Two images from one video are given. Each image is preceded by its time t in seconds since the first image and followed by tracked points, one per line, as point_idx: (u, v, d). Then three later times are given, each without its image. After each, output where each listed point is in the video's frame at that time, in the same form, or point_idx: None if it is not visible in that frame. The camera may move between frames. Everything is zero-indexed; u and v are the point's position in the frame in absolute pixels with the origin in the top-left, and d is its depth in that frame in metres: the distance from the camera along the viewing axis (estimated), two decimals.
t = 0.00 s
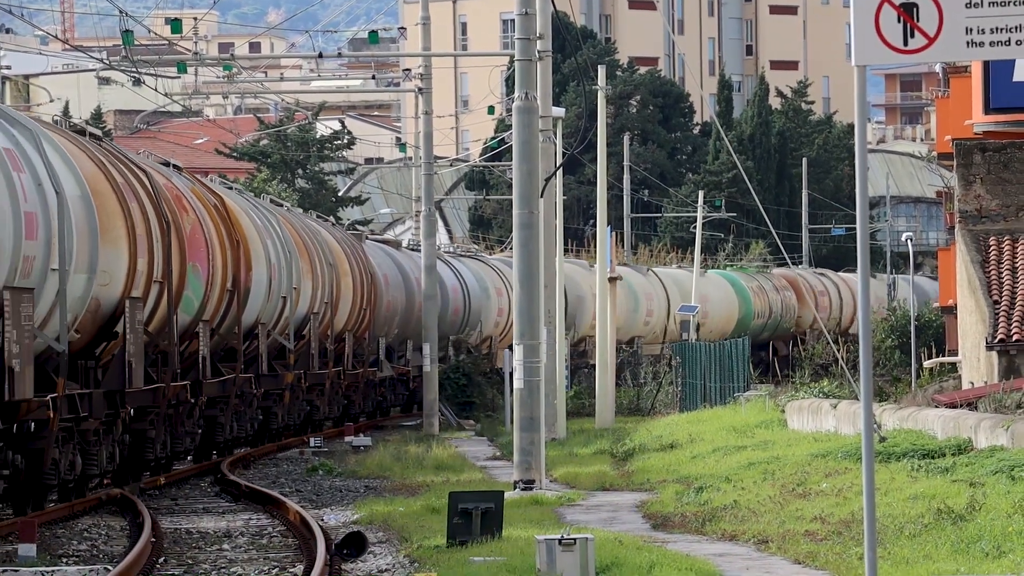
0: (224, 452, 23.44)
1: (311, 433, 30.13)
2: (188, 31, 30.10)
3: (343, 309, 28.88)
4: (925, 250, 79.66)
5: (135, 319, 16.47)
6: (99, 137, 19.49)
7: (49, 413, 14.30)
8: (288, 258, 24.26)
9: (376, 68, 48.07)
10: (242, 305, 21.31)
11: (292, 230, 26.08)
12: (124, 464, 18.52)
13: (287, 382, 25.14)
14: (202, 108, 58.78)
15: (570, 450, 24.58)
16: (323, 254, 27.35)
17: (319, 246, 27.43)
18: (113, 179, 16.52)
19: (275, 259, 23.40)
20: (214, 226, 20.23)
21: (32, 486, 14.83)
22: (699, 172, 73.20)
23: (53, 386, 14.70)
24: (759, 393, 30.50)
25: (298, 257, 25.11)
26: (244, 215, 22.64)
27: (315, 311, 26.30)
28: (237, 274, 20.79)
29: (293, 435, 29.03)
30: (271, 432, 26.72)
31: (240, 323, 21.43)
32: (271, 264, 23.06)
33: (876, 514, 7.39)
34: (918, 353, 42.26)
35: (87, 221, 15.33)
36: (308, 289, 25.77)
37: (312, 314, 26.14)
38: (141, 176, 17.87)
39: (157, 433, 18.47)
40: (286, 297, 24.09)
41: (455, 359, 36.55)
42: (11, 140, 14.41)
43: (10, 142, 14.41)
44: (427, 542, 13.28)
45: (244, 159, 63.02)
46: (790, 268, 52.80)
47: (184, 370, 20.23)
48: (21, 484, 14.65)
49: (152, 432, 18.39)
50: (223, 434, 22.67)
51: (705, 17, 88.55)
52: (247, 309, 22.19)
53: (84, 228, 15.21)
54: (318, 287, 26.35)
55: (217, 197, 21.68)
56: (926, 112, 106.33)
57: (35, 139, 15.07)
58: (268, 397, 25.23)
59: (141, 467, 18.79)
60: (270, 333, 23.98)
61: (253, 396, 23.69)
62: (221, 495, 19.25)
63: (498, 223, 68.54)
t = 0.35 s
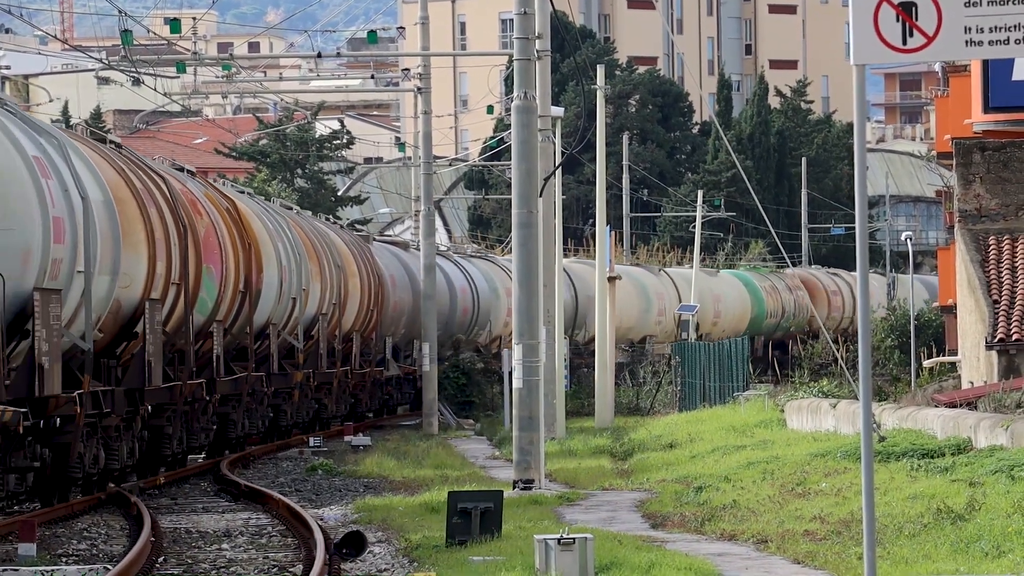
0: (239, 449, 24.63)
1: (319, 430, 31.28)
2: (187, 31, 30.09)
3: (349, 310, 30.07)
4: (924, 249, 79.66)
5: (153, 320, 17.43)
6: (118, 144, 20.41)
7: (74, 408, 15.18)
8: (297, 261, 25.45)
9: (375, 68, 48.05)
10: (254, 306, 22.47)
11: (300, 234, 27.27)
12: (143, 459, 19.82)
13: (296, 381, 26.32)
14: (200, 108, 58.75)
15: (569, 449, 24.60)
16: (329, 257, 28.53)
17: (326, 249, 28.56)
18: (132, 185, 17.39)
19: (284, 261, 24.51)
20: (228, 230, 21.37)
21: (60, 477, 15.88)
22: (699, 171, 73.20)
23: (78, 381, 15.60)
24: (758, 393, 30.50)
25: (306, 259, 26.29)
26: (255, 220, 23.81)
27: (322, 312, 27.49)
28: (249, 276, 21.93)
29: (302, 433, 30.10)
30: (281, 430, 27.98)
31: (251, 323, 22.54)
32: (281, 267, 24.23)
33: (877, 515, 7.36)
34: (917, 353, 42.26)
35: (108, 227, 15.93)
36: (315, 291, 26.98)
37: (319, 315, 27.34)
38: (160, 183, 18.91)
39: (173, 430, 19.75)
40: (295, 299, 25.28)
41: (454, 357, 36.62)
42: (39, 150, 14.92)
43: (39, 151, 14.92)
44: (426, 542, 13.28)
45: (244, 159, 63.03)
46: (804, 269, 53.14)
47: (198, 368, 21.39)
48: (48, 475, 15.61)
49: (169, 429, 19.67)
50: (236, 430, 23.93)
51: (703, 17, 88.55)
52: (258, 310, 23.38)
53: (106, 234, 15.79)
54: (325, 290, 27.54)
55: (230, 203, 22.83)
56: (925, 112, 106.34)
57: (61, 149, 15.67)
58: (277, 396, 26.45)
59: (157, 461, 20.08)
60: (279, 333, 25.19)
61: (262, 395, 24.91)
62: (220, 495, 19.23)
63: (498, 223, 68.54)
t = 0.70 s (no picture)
0: (257, 447, 25.38)
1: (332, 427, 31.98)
2: (192, 29, 30.12)
3: (361, 309, 30.84)
4: (929, 248, 79.59)
5: (174, 318, 18.16)
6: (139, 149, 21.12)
7: (102, 403, 15.85)
8: (310, 261, 26.21)
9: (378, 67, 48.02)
10: (268, 306, 23.25)
11: (314, 235, 28.02)
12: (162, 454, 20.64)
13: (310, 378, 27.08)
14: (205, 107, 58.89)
15: (573, 448, 24.52)
16: (342, 258, 29.30)
17: (338, 249, 29.33)
18: (155, 189, 18.07)
19: (297, 262, 25.29)
20: (244, 232, 22.15)
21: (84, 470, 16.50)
22: (703, 170, 73.18)
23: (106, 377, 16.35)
24: (761, 392, 30.49)
25: (318, 259, 27.06)
26: (269, 222, 24.58)
27: (334, 312, 28.26)
28: (264, 277, 22.70)
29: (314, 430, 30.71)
30: (296, 426, 28.76)
31: (267, 322, 23.34)
32: (295, 267, 25.00)
33: (878, 518, 7.34)
34: (921, 352, 42.23)
35: (133, 231, 16.54)
36: (327, 292, 27.73)
37: (332, 314, 28.10)
38: (179, 187, 19.64)
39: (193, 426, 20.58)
40: (308, 299, 26.07)
41: (459, 355, 36.59)
42: (70, 156, 15.53)
43: (70, 158, 15.53)
44: (430, 541, 13.28)
45: (248, 157, 63.11)
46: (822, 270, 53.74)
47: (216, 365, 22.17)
48: (76, 468, 16.29)
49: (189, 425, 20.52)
50: (253, 426, 24.74)
51: (709, 16, 88.58)
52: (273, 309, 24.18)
53: (132, 237, 16.42)
54: (337, 290, 28.30)
55: (245, 205, 23.60)
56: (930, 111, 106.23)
57: (91, 156, 16.33)
58: (291, 393, 27.21)
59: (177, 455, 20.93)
60: (293, 332, 25.97)
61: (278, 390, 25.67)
62: (224, 493, 19.22)
63: (502, 222, 68.59)
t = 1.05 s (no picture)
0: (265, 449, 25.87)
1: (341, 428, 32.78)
2: (194, 33, 30.15)
3: (371, 313, 31.68)
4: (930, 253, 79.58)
5: (191, 322, 19.10)
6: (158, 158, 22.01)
7: (125, 405, 16.88)
8: (320, 268, 27.09)
9: (379, 70, 48.05)
10: (279, 310, 24.16)
11: (324, 241, 28.91)
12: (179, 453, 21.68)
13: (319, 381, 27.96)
14: (207, 111, 58.94)
15: (574, 452, 24.50)
16: (352, 263, 30.16)
17: (348, 255, 30.20)
18: (173, 198, 19.04)
19: (308, 269, 26.18)
20: (257, 239, 23.09)
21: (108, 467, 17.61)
22: (704, 175, 73.19)
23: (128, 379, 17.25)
24: (763, 396, 30.48)
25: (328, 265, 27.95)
26: (282, 229, 25.49)
27: (344, 317, 29.14)
28: (276, 282, 23.62)
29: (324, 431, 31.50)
30: (306, 428, 29.62)
31: (278, 326, 24.25)
32: (306, 273, 25.89)
33: (878, 525, 7.33)
34: (923, 356, 42.20)
35: (155, 238, 17.48)
36: (337, 297, 28.60)
37: (341, 319, 28.98)
38: (197, 195, 20.59)
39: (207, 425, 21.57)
40: (318, 304, 26.97)
41: (460, 360, 36.57)
42: (96, 166, 16.51)
43: (96, 168, 16.51)
44: (431, 545, 13.28)
45: (250, 160, 63.17)
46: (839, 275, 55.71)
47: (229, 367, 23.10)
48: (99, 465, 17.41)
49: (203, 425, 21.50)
50: (265, 427, 25.67)
51: (711, 20, 88.63)
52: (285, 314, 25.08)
53: (153, 243, 17.36)
54: (347, 295, 29.19)
55: (259, 213, 24.51)
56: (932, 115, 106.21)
57: (115, 167, 17.27)
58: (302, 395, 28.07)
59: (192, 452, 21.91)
60: (303, 335, 26.88)
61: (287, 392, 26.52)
62: (223, 497, 19.29)
63: (503, 226, 68.62)
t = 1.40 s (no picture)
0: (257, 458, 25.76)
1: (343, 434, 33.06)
2: (185, 41, 30.06)
3: (373, 321, 31.92)
4: (923, 260, 79.67)
5: (200, 331, 19.65)
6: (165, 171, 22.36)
7: (139, 410, 17.53)
8: (323, 277, 27.35)
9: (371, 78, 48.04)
10: (283, 319, 24.47)
11: (327, 251, 29.15)
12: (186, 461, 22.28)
13: (321, 388, 28.21)
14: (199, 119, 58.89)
15: (567, 460, 24.48)
16: (354, 272, 30.39)
17: (351, 265, 30.38)
18: (183, 211, 19.45)
19: (311, 279, 26.43)
20: (262, 250, 23.44)
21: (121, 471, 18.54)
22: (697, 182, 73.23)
23: (141, 385, 17.90)
24: (755, 404, 30.50)
25: (331, 275, 28.22)
26: (286, 240, 25.78)
27: (346, 325, 29.37)
28: (280, 291, 23.92)
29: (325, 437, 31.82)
30: (308, 433, 29.92)
31: (282, 334, 24.57)
32: (308, 283, 26.15)
33: (868, 531, 7.31)
34: (916, 364, 42.21)
35: (165, 249, 17.97)
36: (339, 306, 28.84)
37: (343, 327, 29.22)
38: (204, 207, 20.97)
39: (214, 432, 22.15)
40: (320, 313, 27.25)
41: (453, 369, 36.60)
42: (111, 182, 17.03)
43: (110, 183, 17.03)
44: (423, 553, 13.25)
45: (242, 168, 63.12)
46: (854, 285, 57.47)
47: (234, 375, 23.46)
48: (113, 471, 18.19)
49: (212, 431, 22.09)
50: (269, 433, 26.04)
51: (703, 27, 88.75)
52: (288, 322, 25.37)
53: (164, 254, 17.92)
54: (350, 305, 29.44)
55: (264, 223, 24.79)
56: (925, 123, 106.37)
57: (129, 182, 17.74)
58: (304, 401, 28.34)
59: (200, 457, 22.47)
60: (306, 344, 27.17)
61: (290, 399, 26.79)
62: (218, 504, 19.26)
63: (496, 233, 68.61)
